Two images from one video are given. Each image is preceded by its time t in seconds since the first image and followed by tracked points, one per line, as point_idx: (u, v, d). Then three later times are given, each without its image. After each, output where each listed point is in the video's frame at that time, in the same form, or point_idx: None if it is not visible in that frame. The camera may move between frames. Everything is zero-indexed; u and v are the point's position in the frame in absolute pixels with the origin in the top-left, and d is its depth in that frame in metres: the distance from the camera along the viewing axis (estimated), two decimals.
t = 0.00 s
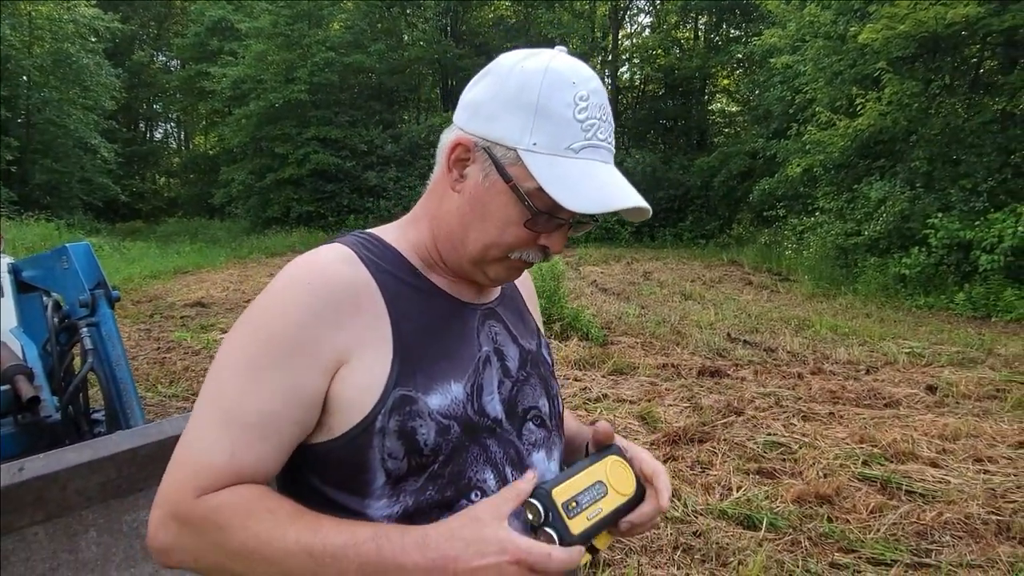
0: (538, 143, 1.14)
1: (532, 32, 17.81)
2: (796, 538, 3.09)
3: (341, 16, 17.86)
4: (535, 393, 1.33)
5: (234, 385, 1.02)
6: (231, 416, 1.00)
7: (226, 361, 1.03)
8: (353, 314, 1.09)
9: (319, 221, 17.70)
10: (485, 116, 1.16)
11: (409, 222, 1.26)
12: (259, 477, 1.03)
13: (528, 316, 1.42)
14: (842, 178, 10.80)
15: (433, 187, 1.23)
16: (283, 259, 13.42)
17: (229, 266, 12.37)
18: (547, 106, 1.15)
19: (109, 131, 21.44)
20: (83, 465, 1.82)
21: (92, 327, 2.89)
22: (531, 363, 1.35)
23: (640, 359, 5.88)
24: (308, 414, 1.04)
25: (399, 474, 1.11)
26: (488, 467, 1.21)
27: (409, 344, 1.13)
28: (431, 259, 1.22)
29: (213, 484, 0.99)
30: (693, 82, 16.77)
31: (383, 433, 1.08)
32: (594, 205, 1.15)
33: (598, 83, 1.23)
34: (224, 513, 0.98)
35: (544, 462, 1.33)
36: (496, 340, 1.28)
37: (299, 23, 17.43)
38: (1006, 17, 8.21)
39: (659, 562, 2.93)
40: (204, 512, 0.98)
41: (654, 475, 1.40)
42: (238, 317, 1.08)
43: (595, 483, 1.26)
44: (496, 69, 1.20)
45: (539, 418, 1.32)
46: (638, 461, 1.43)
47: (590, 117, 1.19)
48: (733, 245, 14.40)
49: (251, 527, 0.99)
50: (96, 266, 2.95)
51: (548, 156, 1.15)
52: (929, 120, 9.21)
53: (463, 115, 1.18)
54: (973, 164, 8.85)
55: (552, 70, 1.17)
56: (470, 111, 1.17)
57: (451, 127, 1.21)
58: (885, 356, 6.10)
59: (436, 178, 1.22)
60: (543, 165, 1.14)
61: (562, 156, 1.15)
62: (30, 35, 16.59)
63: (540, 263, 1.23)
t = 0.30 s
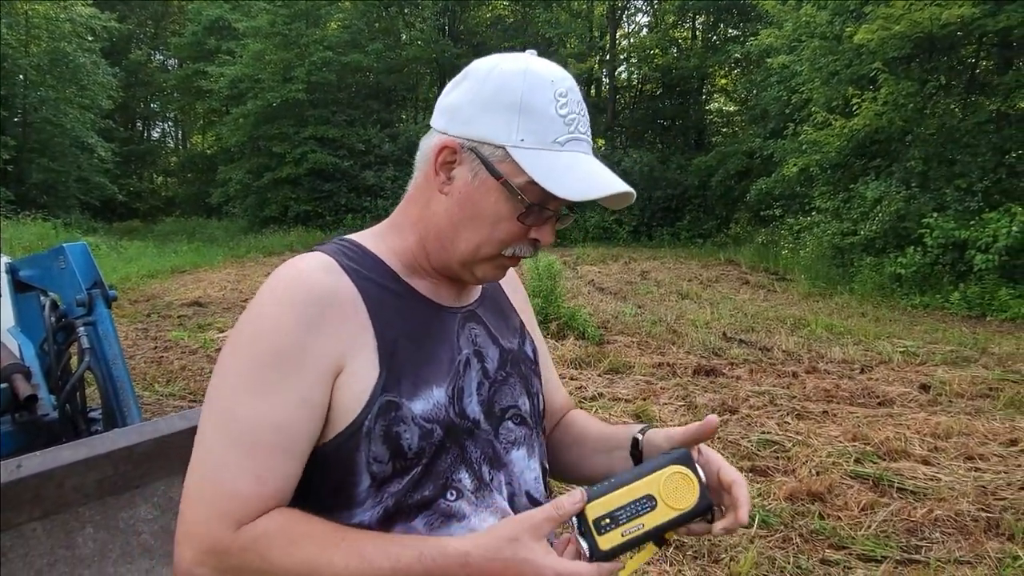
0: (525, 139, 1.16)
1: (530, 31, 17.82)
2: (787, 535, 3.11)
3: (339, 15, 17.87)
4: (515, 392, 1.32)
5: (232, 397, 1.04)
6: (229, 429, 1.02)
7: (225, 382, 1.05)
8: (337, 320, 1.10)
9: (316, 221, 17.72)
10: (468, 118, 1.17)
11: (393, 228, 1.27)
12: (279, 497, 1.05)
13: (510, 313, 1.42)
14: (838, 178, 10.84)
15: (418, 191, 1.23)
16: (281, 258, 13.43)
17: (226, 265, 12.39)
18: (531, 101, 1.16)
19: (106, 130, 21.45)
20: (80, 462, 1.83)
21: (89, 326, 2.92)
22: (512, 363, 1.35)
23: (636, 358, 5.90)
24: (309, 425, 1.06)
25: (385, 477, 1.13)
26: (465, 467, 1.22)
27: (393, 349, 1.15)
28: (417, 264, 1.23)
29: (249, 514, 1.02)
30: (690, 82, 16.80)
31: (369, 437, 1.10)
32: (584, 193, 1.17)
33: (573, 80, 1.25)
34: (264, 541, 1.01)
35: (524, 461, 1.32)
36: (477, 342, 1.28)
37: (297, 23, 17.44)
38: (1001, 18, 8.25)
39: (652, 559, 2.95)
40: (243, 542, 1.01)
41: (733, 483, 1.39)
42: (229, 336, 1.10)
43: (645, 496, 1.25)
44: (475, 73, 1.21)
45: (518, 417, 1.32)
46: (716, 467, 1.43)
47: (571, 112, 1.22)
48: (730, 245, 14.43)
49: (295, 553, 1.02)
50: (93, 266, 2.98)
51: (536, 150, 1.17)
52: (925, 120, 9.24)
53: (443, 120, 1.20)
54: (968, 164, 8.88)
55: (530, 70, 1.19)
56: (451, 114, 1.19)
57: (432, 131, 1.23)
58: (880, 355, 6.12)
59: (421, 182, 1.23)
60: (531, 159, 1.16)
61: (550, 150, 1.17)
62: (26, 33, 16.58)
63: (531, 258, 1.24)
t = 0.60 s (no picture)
0: (533, 119, 1.16)
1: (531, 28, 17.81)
2: (789, 528, 3.12)
3: (340, 12, 17.86)
4: (516, 377, 1.34)
5: (248, 387, 1.04)
6: (248, 420, 1.02)
7: (239, 374, 1.05)
8: (347, 307, 1.10)
9: (318, 217, 17.74)
10: (474, 102, 1.16)
11: (395, 216, 1.26)
12: (306, 487, 1.05)
13: (511, 297, 1.44)
14: (840, 174, 10.85)
15: (422, 176, 1.23)
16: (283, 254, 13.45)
17: (229, 262, 12.40)
18: (540, 83, 1.16)
19: (108, 126, 21.46)
20: (86, 451, 1.83)
21: (95, 317, 2.92)
22: (513, 348, 1.36)
23: (637, 354, 5.91)
24: (327, 412, 1.06)
25: (392, 462, 1.13)
26: (472, 453, 1.23)
27: (400, 334, 1.15)
28: (422, 251, 1.24)
29: (281, 505, 1.03)
30: (692, 79, 16.78)
31: (377, 422, 1.11)
32: (594, 170, 1.18)
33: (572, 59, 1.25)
34: (300, 531, 1.02)
35: (528, 446, 1.34)
36: (480, 329, 1.29)
37: (298, 19, 17.42)
38: (1004, 14, 8.24)
39: (654, 551, 2.97)
40: (275, 532, 1.02)
41: (761, 457, 1.42)
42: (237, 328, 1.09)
43: (659, 468, 1.27)
44: (476, 55, 1.19)
45: (522, 403, 1.33)
46: (743, 441, 1.46)
47: (575, 91, 1.22)
48: (732, 241, 14.45)
49: (334, 540, 1.03)
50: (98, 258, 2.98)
51: (544, 131, 1.17)
52: (927, 117, 9.23)
53: (447, 103, 1.19)
54: (970, 160, 8.88)
55: (534, 52, 1.18)
56: (456, 98, 1.18)
57: (435, 115, 1.21)
58: (881, 351, 6.13)
59: (425, 167, 1.22)
60: (540, 140, 1.16)
61: (558, 131, 1.18)
62: (27, 30, 16.56)
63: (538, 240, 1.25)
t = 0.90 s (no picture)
0: (541, 94, 1.15)
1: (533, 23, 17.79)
2: (790, 521, 3.12)
3: (342, 7, 17.83)
4: (526, 360, 1.34)
5: (260, 369, 1.03)
6: (262, 402, 1.02)
7: (252, 355, 1.04)
8: (359, 288, 1.10)
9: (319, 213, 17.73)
10: (480, 78, 1.15)
11: (403, 198, 1.26)
12: (321, 470, 1.04)
13: (519, 280, 1.43)
14: (842, 170, 10.83)
15: (429, 155, 1.22)
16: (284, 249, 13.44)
17: (229, 257, 12.40)
18: (546, 57, 1.15)
19: (109, 121, 21.46)
20: (90, 441, 1.84)
21: (98, 308, 2.94)
22: (523, 330, 1.36)
23: (639, 348, 5.91)
24: (342, 393, 1.06)
25: (405, 444, 1.13)
26: (484, 435, 1.23)
27: (412, 316, 1.15)
28: (432, 232, 1.23)
29: (298, 489, 1.02)
30: (694, 74, 16.75)
31: (390, 403, 1.11)
32: (603, 142, 1.17)
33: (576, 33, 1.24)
34: (317, 515, 1.01)
35: (538, 429, 1.34)
36: (490, 310, 1.29)
37: (299, 14, 17.37)
38: (1007, 9, 8.22)
39: (656, 545, 2.97)
40: (292, 514, 1.01)
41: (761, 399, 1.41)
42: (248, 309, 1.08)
43: (671, 454, 1.27)
44: (481, 31, 1.18)
45: (532, 385, 1.34)
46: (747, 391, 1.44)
47: (582, 66, 1.21)
48: (733, 237, 14.44)
49: (350, 524, 1.02)
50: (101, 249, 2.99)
51: (551, 104, 1.16)
52: (930, 111, 9.20)
53: (453, 81, 1.17)
54: (973, 156, 8.86)
55: (539, 26, 1.17)
56: (461, 76, 1.16)
57: (439, 94, 1.20)
58: (883, 346, 6.13)
59: (431, 147, 1.21)
60: (549, 115, 1.15)
61: (566, 105, 1.16)
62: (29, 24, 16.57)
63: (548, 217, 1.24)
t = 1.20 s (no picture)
0: (524, 84, 1.13)
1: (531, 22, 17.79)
2: (786, 520, 3.12)
3: (340, 4, 17.80)
4: (521, 361, 1.34)
5: (262, 375, 1.01)
6: (265, 407, 1.00)
7: (253, 359, 1.02)
8: (357, 290, 1.08)
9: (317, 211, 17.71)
10: (462, 71, 1.14)
11: (395, 198, 1.25)
12: (326, 476, 1.03)
13: (513, 280, 1.43)
14: (840, 168, 10.85)
15: (417, 152, 1.21)
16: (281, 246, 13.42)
17: (227, 255, 12.39)
18: (528, 45, 1.14)
19: (107, 119, 21.42)
20: (84, 439, 1.85)
21: (91, 305, 2.92)
22: (518, 331, 1.36)
23: (636, 347, 5.91)
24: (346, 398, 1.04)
25: (405, 448, 1.12)
26: (482, 438, 1.22)
27: (410, 319, 1.13)
28: (425, 232, 1.23)
29: (306, 497, 1.00)
30: (693, 73, 16.75)
31: (389, 408, 1.09)
32: (592, 129, 1.16)
33: (559, 17, 1.23)
34: (327, 523, 1.00)
35: (533, 431, 1.34)
36: (486, 311, 1.28)
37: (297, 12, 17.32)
38: (1004, 8, 8.23)
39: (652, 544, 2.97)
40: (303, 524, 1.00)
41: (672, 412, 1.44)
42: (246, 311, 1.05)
43: (688, 450, 1.27)
44: (462, 22, 1.17)
45: (526, 386, 1.34)
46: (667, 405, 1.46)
47: (566, 51, 1.20)
48: (731, 236, 14.46)
49: (359, 534, 1.01)
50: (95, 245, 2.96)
51: (536, 92, 1.14)
52: (927, 111, 9.22)
53: (436, 76, 1.16)
54: (970, 155, 8.86)
55: (520, 13, 1.16)
56: (444, 70, 1.15)
57: (425, 90, 1.19)
58: (880, 344, 6.14)
59: (420, 144, 1.20)
60: (534, 105, 1.14)
61: (550, 92, 1.15)
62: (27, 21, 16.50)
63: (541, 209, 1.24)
